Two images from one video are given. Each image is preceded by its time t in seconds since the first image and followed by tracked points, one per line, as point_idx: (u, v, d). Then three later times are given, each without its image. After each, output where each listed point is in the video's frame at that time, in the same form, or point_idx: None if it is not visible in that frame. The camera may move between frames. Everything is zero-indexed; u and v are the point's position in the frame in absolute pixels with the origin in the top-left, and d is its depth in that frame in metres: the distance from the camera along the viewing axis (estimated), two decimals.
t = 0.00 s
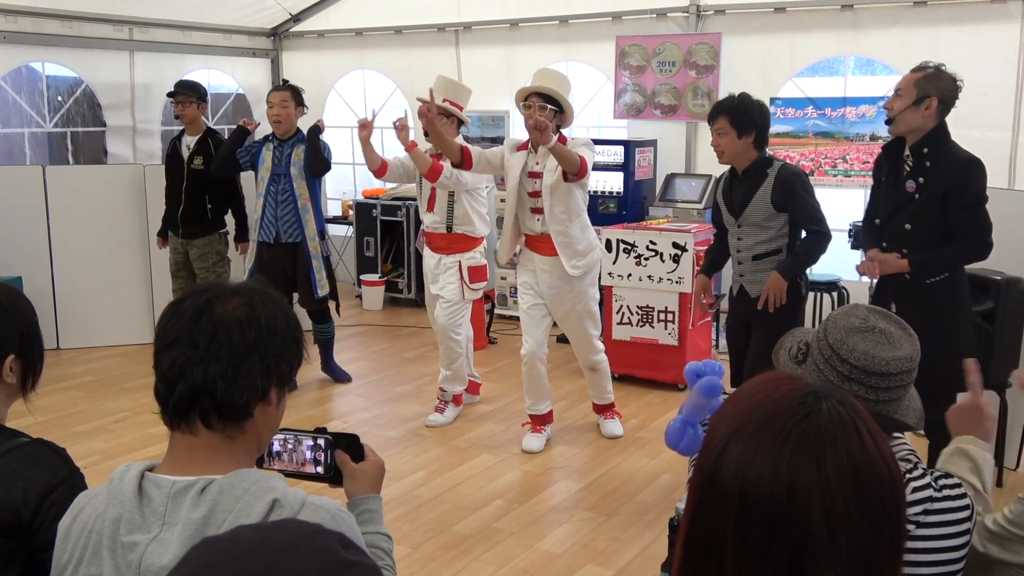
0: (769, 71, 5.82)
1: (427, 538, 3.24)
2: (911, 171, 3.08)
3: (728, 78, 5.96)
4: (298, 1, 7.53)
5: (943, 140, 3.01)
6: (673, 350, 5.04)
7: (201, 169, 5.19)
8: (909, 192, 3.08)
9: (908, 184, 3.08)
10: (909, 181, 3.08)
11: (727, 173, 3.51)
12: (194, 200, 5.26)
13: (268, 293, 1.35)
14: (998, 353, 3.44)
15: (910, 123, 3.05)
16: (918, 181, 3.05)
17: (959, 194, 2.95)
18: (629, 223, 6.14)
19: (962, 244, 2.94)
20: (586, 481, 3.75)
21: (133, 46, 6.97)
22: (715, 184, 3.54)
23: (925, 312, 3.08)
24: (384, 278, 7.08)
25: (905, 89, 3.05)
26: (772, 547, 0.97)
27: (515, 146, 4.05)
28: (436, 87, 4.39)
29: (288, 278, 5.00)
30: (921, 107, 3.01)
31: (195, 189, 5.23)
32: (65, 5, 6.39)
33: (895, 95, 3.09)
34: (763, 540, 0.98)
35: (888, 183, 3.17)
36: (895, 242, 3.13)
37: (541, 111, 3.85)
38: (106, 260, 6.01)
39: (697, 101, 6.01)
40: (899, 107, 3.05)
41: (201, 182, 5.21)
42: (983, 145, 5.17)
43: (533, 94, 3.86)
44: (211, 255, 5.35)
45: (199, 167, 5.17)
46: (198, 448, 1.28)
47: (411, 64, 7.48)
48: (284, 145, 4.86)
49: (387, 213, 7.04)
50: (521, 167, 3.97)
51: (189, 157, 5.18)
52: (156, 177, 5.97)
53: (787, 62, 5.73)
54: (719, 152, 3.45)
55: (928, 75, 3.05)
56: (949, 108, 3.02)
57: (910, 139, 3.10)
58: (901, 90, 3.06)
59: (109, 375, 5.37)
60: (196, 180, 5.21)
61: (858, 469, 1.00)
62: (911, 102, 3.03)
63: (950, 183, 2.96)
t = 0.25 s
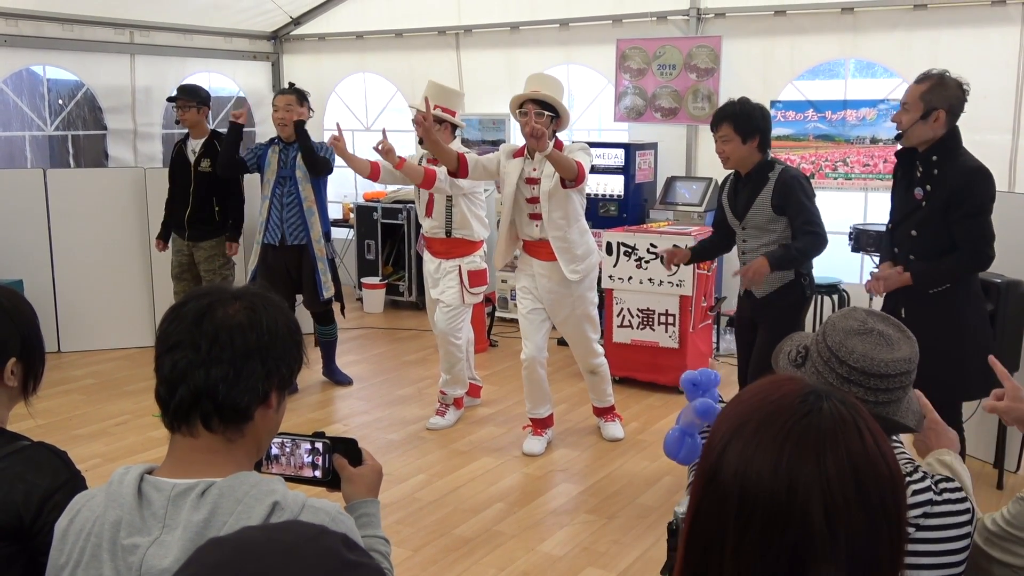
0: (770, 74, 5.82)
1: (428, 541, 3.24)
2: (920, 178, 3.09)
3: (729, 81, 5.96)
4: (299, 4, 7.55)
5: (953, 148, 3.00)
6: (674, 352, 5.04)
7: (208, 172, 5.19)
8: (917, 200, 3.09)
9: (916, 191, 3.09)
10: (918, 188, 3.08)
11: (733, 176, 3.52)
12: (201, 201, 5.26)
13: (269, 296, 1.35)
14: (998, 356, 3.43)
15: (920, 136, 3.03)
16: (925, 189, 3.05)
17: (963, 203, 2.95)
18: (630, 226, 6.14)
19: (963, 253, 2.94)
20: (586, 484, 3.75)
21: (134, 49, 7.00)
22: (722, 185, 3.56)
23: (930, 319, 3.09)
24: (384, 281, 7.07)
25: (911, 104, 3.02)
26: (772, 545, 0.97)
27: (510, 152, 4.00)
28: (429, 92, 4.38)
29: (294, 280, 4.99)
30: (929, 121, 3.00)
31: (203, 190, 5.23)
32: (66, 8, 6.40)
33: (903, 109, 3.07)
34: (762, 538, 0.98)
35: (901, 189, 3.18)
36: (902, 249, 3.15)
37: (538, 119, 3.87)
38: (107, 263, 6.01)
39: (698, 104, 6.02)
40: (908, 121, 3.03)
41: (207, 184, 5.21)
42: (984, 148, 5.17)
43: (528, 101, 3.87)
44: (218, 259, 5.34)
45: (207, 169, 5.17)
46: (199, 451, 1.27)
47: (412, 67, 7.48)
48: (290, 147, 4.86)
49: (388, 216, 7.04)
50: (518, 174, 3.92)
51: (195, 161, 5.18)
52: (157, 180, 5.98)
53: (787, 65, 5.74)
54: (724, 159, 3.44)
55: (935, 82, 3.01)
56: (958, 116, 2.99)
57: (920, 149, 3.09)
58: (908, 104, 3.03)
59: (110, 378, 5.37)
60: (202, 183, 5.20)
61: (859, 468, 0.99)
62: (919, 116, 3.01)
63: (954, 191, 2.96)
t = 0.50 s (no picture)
0: (769, 77, 5.83)
1: (427, 545, 3.23)
2: (919, 180, 3.09)
3: (728, 84, 5.97)
4: (299, 8, 7.56)
5: (954, 150, 3.01)
6: (673, 355, 5.04)
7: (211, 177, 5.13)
8: (915, 202, 3.09)
9: (915, 193, 3.09)
10: (916, 190, 3.09)
11: (739, 177, 3.52)
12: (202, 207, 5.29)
13: (268, 300, 1.35)
14: (998, 359, 3.43)
15: (923, 135, 3.04)
16: (924, 190, 3.06)
17: (961, 203, 2.95)
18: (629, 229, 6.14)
19: (959, 253, 2.94)
20: (586, 487, 3.75)
21: (133, 53, 7.00)
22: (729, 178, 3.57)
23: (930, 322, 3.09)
24: (384, 285, 7.07)
25: (919, 101, 3.03)
26: (772, 545, 0.97)
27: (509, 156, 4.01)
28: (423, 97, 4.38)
29: (294, 282, 4.98)
30: (935, 120, 3.00)
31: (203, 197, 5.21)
32: (66, 12, 6.41)
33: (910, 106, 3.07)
34: (762, 537, 0.98)
35: (900, 192, 3.18)
36: (901, 251, 3.14)
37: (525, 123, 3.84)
38: (106, 266, 6.01)
39: (696, 107, 6.03)
40: (914, 118, 3.03)
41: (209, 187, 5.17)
42: (982, 151, 5.18)
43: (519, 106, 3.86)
44: (217, 262, 5.35)
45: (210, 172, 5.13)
46: (198, 453, 1.28)
47: (411, 70, 7.49)
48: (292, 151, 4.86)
49: (387, 219, 7.04)
50: (518, 177, 3.95)
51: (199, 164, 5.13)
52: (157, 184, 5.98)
53: (786, 68, 5.74)
54: (736, 160, 3.40)
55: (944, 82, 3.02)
56: (964, 119, 3.01)
57: (921, 150, 3.09)
58: (915, 102, 3.04)
59: (109, 382, 5.37)
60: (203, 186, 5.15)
61: (858, 468, 0.99)
62: (927, 114, 3.01)
63: (951, 192, 2.96)
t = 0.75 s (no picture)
0: (766, 79, 5.83)
1: (427, 547, 3.23)
2: (914, 180, 3.09)
3: (725, 86, 5.98)
4: (296, 10, 7.56)
5: (948, 151, 3.02)
6: (670, 357, 5.03)
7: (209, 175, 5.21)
8: (911, 201, 3.08)
9: (912, 192, 3.08)
10: (912, 189, 3.08)
11: (739, 178, 3.53)
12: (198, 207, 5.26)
13: (261, 302, 1.35)
14: (994, 361, 3.44)
15: (919, 137, 3.04)
16: (921, 189, 3.06)
17: (962, 204, 2.96)
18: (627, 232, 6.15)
19: (959, 254, 2.95)
20: (584, 489, 3.75)
21: (131, 56, 7.01)
22: (727, 179, 3.57)
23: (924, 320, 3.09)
24: (382, 288, 7.07)
25: (911, 107, 3.03)
26: (768, 543, 0.97)
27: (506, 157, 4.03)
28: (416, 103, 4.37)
29: (290, 284, 4.99)
30: (930, 121, 3.00)
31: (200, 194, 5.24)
32: (63, 15, 6.41)
33: (899, 112, 3.07)
34: (759, 535, 0.98)
35: (891, 192, 3.17)
36: (894, 250, 3.13)
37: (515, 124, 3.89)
38: (104, 269, 6.00)
39: (694, 109, 6.05)
40: (907, 124, 3.03)
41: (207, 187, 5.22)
42: (980, 153, 5.18)
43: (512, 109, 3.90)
44: (215, 264, 5.36)
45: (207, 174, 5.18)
46: (193, 456, 1.28)
47: (408, 73, 7.49)
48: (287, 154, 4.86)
49: (385, 222, 7.04)
50: (516, 179, 3.97)
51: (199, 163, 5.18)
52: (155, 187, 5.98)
53: (784, 71, 5.75)
54: (737, 159, 3.42)
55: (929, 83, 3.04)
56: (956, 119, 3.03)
57: (914, 151, 3.10)
58: (908, 107, 3.03)
59: (107, 385, 5.36)
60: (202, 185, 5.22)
61: (854, 467, 0.99)
62: (920, 117, 3.01)
63: (953, 193, 2.97)
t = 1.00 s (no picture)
0: (766, 79, 5.83)
1: (426, 547, 3.23)
2: (902, 174, 3.09)
3: (725, 86, 5.98)
4: (296, 10, 7.57)
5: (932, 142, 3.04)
6: (670, 357, 5.03)
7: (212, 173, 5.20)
8: (903, 195, 3.08)
9: (903, 187, 3.07)
10: (902, 184, 3.08)
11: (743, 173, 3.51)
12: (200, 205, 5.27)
13: (257, 301, 1.35)
14: (994, 361, 3.44)
15: (911, 129, 3.03)
16: (912, 182, 3.06)
17: (957, 194, 3.01)
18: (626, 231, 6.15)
19: (959, 242, 2.99)
20: (584, 489, 3.75)
21: (131, 56, 7.01)
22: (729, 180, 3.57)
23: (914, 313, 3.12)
24: (381, 287, 7.07)
25: (904, 98, 3.01)
26: (767, 542, 0.98)
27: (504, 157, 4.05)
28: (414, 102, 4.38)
29: (287, 283, 5.00)
30: (921, 112, 3.02)
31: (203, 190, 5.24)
32: (63, 15, 6.41)
33: (887, 104, 3.05)
34: (758, 534, 0.98)
35: (874, 189, 3.16)
36: (888, 246, 3.13)
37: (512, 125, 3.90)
38: (104, 269, 6.00)
39: (694, 109, 6.04)
40: (902, 115, 3.01)
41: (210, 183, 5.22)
42: (979, 153, 5.18)
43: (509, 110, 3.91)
44: (214, 263, 5.36)
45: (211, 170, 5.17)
46: (190, 456, 1.28)
47: (408, 73, 7.49)
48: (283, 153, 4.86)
49: (385, 222, 7.04)
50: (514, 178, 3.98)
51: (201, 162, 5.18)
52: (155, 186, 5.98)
53: (784, 71, 5.75)
54: (742, 150, 3.41)
55: (911, 79, 3.06)
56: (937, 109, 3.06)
57: (897, 145, 3.09)
58: (900, 98, 3.02)
59: (107, 385, 5.36)
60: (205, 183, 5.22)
61: (853, 466, 0.99)
62: (912, 109, 3.01)
63: (948, 183, 3.00)
